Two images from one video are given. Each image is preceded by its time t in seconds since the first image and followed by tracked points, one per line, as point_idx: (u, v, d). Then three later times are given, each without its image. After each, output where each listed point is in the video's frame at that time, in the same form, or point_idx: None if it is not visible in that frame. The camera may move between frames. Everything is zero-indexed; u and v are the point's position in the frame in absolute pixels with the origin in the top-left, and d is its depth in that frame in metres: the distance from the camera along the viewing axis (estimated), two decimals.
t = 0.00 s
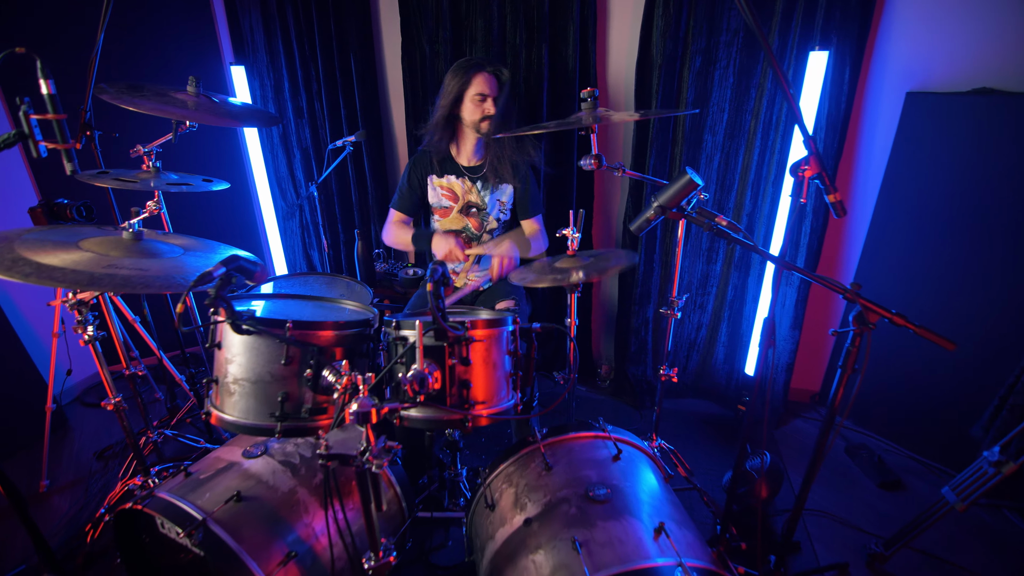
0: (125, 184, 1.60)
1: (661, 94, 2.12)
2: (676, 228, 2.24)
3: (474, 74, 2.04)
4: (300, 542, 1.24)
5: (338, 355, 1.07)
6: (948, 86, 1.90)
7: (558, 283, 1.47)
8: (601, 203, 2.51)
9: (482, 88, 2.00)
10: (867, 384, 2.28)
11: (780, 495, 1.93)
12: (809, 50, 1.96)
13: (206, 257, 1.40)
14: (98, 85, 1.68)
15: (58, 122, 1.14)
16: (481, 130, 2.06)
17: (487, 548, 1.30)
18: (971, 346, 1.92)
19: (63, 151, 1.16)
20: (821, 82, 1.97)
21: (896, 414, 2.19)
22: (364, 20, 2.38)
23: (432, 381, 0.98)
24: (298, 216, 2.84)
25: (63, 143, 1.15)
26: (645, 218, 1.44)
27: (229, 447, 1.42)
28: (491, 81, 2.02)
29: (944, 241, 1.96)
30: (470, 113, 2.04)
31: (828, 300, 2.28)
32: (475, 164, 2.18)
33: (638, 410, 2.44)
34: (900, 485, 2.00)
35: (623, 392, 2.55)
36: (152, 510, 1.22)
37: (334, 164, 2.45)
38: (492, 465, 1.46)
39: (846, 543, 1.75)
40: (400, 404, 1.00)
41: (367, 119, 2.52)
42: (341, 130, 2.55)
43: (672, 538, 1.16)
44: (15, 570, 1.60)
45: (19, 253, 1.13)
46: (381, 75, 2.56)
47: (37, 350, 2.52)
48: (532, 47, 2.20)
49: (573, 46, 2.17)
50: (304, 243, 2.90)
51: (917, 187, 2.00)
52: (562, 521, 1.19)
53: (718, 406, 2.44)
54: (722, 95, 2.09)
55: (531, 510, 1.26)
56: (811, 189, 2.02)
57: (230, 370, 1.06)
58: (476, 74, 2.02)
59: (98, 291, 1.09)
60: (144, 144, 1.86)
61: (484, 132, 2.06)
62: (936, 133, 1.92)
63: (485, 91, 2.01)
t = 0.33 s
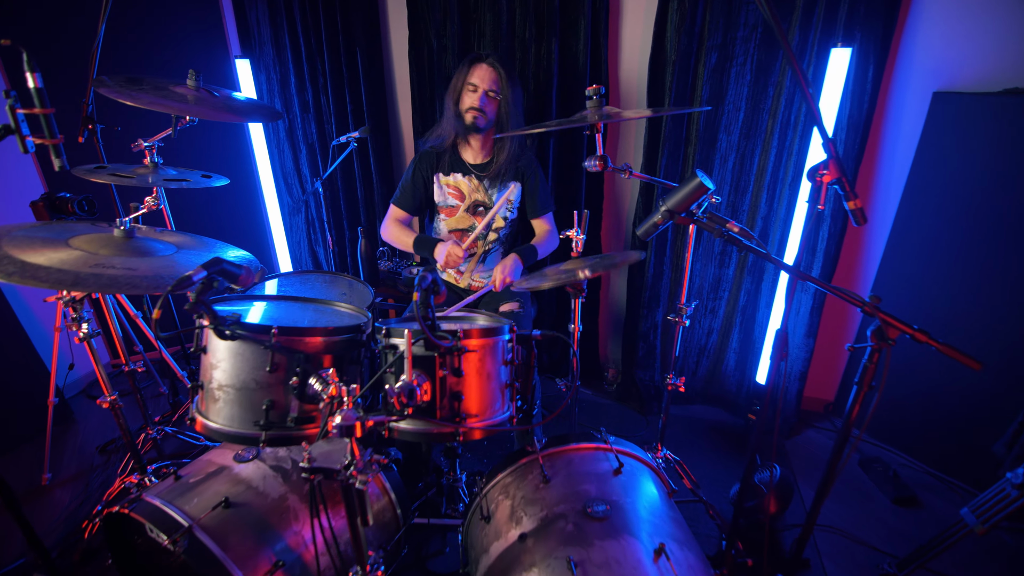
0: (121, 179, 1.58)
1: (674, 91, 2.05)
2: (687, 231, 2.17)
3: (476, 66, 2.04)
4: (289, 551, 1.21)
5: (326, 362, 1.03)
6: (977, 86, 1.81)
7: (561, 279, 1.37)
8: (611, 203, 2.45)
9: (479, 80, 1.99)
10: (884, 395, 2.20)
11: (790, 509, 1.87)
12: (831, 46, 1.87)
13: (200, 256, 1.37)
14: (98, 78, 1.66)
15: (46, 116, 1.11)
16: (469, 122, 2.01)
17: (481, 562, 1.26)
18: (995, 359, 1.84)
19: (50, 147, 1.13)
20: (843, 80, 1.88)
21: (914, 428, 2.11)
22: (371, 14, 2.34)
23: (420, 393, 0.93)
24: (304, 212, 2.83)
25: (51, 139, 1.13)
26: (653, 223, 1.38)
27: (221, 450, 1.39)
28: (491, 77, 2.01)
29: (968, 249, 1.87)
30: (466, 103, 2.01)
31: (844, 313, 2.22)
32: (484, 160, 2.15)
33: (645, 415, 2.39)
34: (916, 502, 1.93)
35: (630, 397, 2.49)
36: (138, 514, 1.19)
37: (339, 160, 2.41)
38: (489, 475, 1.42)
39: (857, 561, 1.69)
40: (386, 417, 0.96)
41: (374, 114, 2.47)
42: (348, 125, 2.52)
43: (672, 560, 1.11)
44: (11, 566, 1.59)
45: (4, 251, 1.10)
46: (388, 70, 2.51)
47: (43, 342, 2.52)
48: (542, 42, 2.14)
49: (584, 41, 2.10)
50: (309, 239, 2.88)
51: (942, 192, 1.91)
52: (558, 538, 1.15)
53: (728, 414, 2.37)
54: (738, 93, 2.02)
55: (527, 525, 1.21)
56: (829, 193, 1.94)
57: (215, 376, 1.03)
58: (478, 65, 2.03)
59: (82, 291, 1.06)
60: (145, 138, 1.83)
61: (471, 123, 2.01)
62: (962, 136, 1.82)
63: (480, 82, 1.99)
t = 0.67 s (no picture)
0: (113, 176, 1.54)
1: (686, 84, 1.97)
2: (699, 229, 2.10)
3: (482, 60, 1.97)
4: (278, 562, 1.17)
5: (312, 371, 0.98)
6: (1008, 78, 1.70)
7: (565, 280, 1.33)
8: (620, 200, 2.37)
9: (489, 74, 1.92)
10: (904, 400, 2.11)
11: (802, 519, 1.80)
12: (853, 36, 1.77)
13: (190, 256, 1.34)
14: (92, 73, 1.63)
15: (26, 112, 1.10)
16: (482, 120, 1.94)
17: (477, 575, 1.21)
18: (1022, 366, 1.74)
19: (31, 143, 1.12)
20: (864, 71, 1.79)
21: (934, 435, 2.02)
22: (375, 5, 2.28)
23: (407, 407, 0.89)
24: (309, 208, 2.79)
25: (32, 136, 1.12)
26: (659, 223, 1.32)
27: (213, 455, 1.36)
28: (500, 69, 1.94)
29: (995, 250, 1.77)
30: (475, 100, 1.94)
31: (861, 316, 2.14)
32: (485, 159, 2.08)
33: (654, 418, 2.32)
34: (935, 513, 1.85)
35: (639, 399, 2.43)
36: (124, 522, 1.15)
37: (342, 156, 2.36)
38: (488, 483, 1.37)
39: None
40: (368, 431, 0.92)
41: (377, 108, 2.42)
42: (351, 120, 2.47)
43: None
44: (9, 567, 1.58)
45: None
46: (392, 63, 2.46)
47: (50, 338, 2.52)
48: (549, 33, 2.07)
49: (593, 32, 2.02)
50: (314, 236, 2.85)
51: (968, 191, 1.81)
52: (555, 554, 1.09)
53: (739, 418, 2.30)
54: (754, 85, 1.93)
55: (524, 539, 1.16)
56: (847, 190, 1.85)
57: (197, 384, 0.99)
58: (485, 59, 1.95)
59: (61, 294, 1.03)
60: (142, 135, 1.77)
61: (485, 121, 1.94)
62: (992, 130, 1.72)
63: (491, 77, 1.92)
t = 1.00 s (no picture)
0: (94, 175, 1.49)
1: (691, 77, 1.89)
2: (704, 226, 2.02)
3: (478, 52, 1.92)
4: None
5: (288, 383, 0.93)
6: None
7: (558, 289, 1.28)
8: (623, 197, 2.30)
9: (479, 70, 1.88)
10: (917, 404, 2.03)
11: (811, 528, 1.73)
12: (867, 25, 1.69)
13: (170, 259, 1.28)
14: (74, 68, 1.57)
15: None
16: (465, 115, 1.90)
17: None
18: None
19: None
20: (878, 62, 1.70)
21: (947, 440, 1.94)
22: None
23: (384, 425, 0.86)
24: (305, 205, 2.74)
25: None
26: (660, 224, 1.26)
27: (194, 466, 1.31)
28: (493, 67, 1.89)
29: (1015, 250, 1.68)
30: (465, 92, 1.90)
31: (871, 321, 2.07)
32: (482, 154, 2.02)
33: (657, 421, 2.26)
34: (949, 522, 1.77)
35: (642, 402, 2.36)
36: (98, 537, 1.10)
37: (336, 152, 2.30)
38: (481, 496, 1.30)
39: None
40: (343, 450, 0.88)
41: (373, 103, 2.36)
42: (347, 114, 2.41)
43: None
44: None
45: None
46: (389, 57, 2.39)
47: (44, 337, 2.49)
48: (549, 25, 2.00)
49: (594, 24, 1.94)
50: (311, 234, 2.81)
51: (986, 190, 1.72)
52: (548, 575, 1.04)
53: (745, 421, 2.23)
54: (762, 77, 1.85)
55: (516, 557, 1.10)
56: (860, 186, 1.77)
57: (167, 397, 0.94)
58: (479, 54, 1.90)
59: (27, 301, 0.98)
60: (129, 132, 1.72)
61: (467, 117, 1.90)
62: (1013, 124, 1.63)
63: (481, 73, 1.88)
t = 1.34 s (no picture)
0: (75, 170, 1.44)
1: (696, 72, 1.83)
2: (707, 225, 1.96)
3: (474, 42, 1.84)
4: None
5: (267, 392, 0.89)
6: None
7: (552, 299, 1.22)
8: (625, 195, 2.25)
9: (482, 61, 1.81)
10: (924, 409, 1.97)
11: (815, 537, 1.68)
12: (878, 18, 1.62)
13: (152, 257, 1.23)
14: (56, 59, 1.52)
15: None
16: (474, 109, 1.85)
17: None
18: None
19: None
20: (889, 57, 1.64)
21: (954, 447, 1.90)
22: None
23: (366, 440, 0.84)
24: (300, 201, 2.69)
25: None
26: (661, 225, 1.21)
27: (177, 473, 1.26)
28: (495, 55, 1.83)
29: None
30: (466, 88, 1.85)
31: (877, 326, 2.02)
32: (478, 150, 1.96)
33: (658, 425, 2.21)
34: (955, 531, 1.72)
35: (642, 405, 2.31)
36: (72, 547, 1.06)
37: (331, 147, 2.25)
38: (473, 505, 1.25)
39: None
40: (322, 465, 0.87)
41: (370, 97, 2.30)
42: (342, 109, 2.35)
43: None
44: None
45: None
46: (386, 50, 2.33)
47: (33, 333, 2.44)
48: (550, 17, 1.94)
49: (596, 16, 1.88)
50: (306, 230, 2.76)
51: (999, 191, 1.66)
52: None
53: (747, 425, 2.18)
54: (768, 73, 1.79)
55: (508, 571, 1.06)
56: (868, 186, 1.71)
57: (141, 406, 0.91)
58: (478, 44, 1.83)
59: None
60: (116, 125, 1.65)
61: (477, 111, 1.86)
62: None
63: (484, 63, 1.81)
